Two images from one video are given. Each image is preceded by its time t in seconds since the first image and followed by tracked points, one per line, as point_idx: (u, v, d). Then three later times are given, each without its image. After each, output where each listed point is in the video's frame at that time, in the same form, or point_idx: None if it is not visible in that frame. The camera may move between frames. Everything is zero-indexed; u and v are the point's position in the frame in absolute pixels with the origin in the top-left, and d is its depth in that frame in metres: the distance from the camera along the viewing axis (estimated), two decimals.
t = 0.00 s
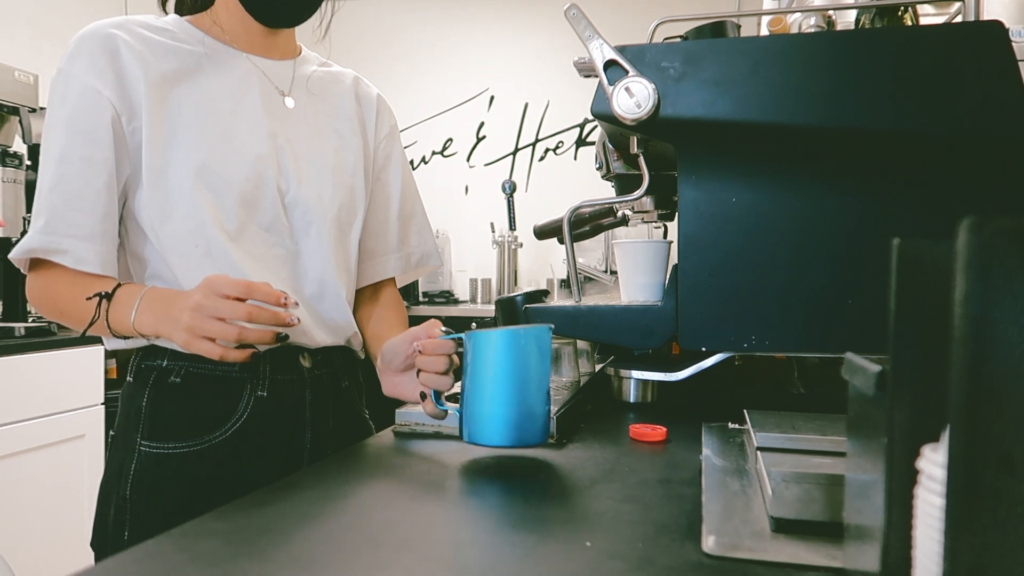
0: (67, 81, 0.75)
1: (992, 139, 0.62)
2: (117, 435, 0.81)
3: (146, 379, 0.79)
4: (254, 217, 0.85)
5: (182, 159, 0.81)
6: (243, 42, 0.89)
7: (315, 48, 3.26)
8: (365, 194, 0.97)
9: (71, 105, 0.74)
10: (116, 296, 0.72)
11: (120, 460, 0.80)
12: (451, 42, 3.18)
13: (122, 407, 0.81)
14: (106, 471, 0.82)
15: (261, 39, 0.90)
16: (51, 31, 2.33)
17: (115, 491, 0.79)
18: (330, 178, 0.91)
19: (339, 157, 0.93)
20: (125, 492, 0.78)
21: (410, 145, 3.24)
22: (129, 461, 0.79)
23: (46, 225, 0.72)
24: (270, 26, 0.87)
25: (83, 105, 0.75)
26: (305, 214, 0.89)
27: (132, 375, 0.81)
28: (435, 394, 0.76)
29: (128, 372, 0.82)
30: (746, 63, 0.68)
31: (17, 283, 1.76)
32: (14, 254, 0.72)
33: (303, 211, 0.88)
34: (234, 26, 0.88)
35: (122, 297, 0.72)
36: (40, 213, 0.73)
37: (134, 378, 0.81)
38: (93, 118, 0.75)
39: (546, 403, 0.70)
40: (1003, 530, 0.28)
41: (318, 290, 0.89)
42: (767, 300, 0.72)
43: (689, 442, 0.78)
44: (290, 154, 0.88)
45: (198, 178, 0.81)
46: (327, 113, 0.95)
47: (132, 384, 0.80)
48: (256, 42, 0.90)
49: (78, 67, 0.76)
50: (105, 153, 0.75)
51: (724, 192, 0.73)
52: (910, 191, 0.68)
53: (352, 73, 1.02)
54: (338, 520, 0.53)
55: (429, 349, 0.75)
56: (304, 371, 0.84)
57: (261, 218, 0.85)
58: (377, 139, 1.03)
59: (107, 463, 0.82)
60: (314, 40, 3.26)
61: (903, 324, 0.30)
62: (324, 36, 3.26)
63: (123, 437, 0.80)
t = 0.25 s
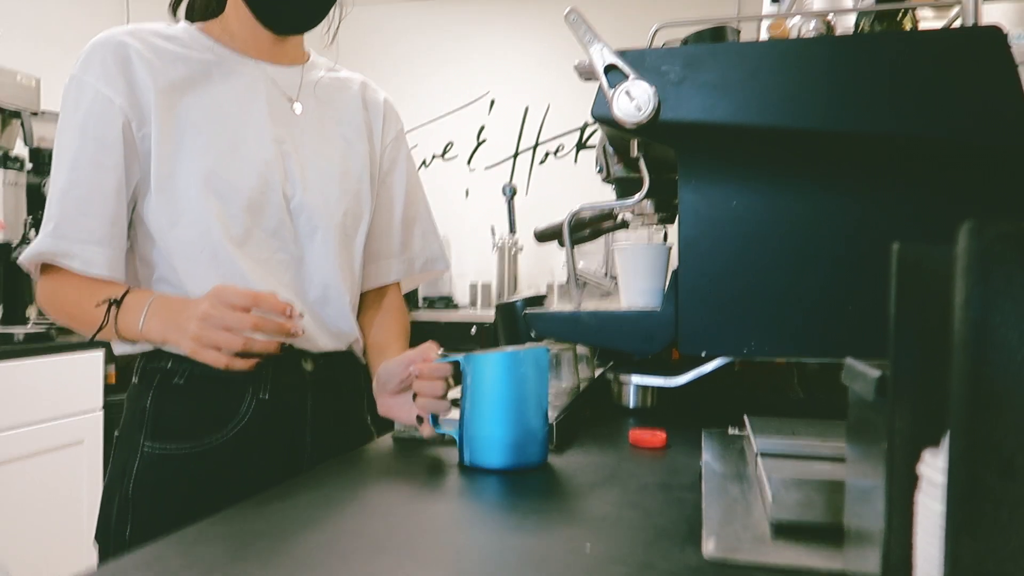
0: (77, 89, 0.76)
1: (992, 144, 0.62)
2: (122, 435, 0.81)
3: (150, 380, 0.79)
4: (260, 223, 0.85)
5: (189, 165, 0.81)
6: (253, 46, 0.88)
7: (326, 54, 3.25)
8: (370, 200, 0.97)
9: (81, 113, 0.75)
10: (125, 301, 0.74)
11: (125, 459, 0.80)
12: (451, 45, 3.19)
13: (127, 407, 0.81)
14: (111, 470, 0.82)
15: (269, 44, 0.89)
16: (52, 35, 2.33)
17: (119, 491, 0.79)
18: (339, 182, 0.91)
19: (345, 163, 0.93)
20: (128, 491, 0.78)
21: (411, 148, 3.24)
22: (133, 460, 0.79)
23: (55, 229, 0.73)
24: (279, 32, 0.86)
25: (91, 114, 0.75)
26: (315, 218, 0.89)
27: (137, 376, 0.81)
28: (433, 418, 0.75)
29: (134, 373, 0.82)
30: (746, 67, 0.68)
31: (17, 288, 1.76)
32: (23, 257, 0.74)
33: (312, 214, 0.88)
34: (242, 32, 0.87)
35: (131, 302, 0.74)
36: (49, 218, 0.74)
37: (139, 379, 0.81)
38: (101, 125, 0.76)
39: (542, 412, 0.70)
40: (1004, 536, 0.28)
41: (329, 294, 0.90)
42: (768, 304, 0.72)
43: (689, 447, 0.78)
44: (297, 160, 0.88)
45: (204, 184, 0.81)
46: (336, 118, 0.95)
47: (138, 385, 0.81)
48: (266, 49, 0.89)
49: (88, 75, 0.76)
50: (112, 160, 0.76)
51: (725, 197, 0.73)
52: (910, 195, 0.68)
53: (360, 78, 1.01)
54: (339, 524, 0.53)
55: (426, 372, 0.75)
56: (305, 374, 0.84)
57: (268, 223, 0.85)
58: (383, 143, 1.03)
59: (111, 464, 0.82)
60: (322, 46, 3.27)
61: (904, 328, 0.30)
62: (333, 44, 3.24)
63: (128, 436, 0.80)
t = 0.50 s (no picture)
0: (106, 93, 0.75)
1: (991, 147, 0.62)
2: (156, 428, 0.82)
3: (186, 376, 0.80)
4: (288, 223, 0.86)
5: (217, 167, 0.81)
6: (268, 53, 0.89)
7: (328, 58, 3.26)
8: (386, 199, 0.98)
9: (111, 118, 0.74)
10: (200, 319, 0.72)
11: (161, 452, 0.81)
12: (451, 48, 3.19)
13: (161, 400, 0.82)
14: (144, 462, 0.83)
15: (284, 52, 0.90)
16: (52, 38, 2.34)
17: (156, 483, 0.80)
18: (361, 186, 0.93)
19: (365, 163, 0.94)
20: (167, 483, 0.79)
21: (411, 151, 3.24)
22: (171, 453, 0.80)
23: (86, 229, 0.71)
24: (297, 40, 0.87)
25: (124, 118, 0.74)
26: (341, 221, 0.90)
27: (171, 371, 0.81)
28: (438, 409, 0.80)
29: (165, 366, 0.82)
30: (746, 71, 0.68)
31: (17, 290, 1.76)
32: (46, 256, 0.71)
33: (340, 219, 0.89)
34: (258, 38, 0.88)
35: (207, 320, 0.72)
36: (78, 218, 0.72)
37: (173, 373, 0.81)
38: (135, 132, 0.75)
39: (544, 413, 0.70)
40: (1004, 538, 0.28)
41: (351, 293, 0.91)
42: (768, 307, 0.73)
43: (690, 449, 0.78)
44: (324, 165, 0.89)
45: (237, 189, 0.81)
46: (356, 122, 0.96)
47: (172, 379, 0.81)
48: (283, 57, 0.90)
49: (119, 81, 0.76)
50: (144, 164, 0.75)
51: (724, 200, 0.73)
52: (909, 198, 0.69)
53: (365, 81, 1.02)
54: (342, 527, 0.53)
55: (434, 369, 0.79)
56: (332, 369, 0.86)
57: (299, 226, 0.86)
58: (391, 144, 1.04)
59: (145, 454, 0.83)
60: (331, 52, 3.29)
61: (904, 329, 0.30)
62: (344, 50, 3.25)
63: (164, 430, 0.81)
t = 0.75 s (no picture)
0: (197, 102, 0.76)
1: (991, 148, 0.62)
2: (214, 422, 0.85)
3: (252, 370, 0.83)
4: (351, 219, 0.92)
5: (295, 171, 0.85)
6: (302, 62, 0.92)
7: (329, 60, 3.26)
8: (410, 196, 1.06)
9: (205, 126, 0.75)
10: (307, 356, 0.71)
11: (222, 445, 0.84)
12: (450, 49, 3.19)
13: (220, 394, 0.85)
14: (201, 454, 0.86)
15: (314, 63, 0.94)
16: (52, 39, 2.34)
17: (220, 473, 0.84)
18: (399, 189, 1.00)
19: (394, 164, 1.02)
20: (235, 473, 0.84)
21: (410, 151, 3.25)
22: (236, 445, 0.84)
23: (196, 232, 0.72)
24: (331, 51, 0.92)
25: (217, 125, 0.76)
26: (388, 222, 0.97)
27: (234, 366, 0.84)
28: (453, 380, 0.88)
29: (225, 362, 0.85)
30: (745, 71, 0.68)
31: (17, 290, 1.76)
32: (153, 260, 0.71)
33: (388, 218, 0.97)
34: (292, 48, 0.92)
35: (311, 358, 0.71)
36: (185, 222, 0.72)
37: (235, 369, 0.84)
38: (227, 139, 0.77)
39: (547, 413, 0.70)
40: (1004, 539, 0.28)
41: (394, 287, 0.99)
42: (769, 307, 0.73)
43: (690, 449, 0.78)
44: (373, 169, 0.96)
45: (318, 191, 0.85)
46: (384, 130, 1.02)
47: (234, 375, 0.84)
48: (317, 67, 0.94)
49: (204, 89, 0.77)
50: (238, 170, 0.78)
51: (725, 200, 0.73)
52: (908, 198, 0.69)
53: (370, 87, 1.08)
54: (344, 527, 0.53)
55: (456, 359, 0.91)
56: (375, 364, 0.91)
57: (368, 225, 0.91)
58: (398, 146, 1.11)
59: (199, 445, 0.86)
60: (351, 60, 3.30)
61: (904, 329, 0.30)
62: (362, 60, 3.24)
63: (225, 424, 0.84)
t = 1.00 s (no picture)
0: (270, 122, 0.83)
1: (991, 148, 0.62)
2: (266, 416, 0.93)
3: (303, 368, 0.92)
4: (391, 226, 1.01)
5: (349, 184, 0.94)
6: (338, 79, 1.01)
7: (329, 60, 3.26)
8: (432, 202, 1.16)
9: (280, 144, 0.83)
10: (345, 359, 0.74)
11: (276, 436, 0.92)
12: (450, 49, 3.19)
13: (270, 389, 0.93)
14: (254, 447, 0.93)
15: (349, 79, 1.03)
16: (52, 39, 2.34)
17: (275, 463, 0.92)
18: (425, 197, 1.10)
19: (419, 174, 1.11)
20: (290, 460, 0.92)
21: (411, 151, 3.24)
22: (290, 436, 0.92)
23: (281, 243, 0.79)
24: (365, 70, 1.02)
25: (289, 144, 0.84)
26: (419, 227, 1.08)
27: (286, 363, 0.92)
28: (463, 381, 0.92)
29: (276, 359, 0.93)
30: (745, 72, 0.68)
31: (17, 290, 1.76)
32: (246, 269, 0.77)
33: (420, 223, 1.07)
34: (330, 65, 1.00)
35: (347, 361, 0.74)
36: (270, 233, 0.78)
37: (287, 366, 0.92)
38: (298, 156, 0.85)
39: (538, 414, 0.70)
40: (1005, 539, 0.28)
41: (422, 285, 1.10)
42: (769, 308, 0.73)
43: (690, 449, 0.78)
44: (407, 179, 1.05)
45: (368, 203, 0.95)
46: (406, 143, 1.12)
47: (285, 371, 0.92)
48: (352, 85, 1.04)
49: (274, 109, 0.84)
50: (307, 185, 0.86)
51: (725, 200, 0.73)
52: (908, 199, 0.69)
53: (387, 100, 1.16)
54: (345, 527, 0.53)
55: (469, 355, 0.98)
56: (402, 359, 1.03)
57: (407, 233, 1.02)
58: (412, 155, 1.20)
59: (251, 438, 0.93)
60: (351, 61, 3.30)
61: (904, 329, 0.30)
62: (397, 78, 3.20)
63: (277, 418, 0.92)
